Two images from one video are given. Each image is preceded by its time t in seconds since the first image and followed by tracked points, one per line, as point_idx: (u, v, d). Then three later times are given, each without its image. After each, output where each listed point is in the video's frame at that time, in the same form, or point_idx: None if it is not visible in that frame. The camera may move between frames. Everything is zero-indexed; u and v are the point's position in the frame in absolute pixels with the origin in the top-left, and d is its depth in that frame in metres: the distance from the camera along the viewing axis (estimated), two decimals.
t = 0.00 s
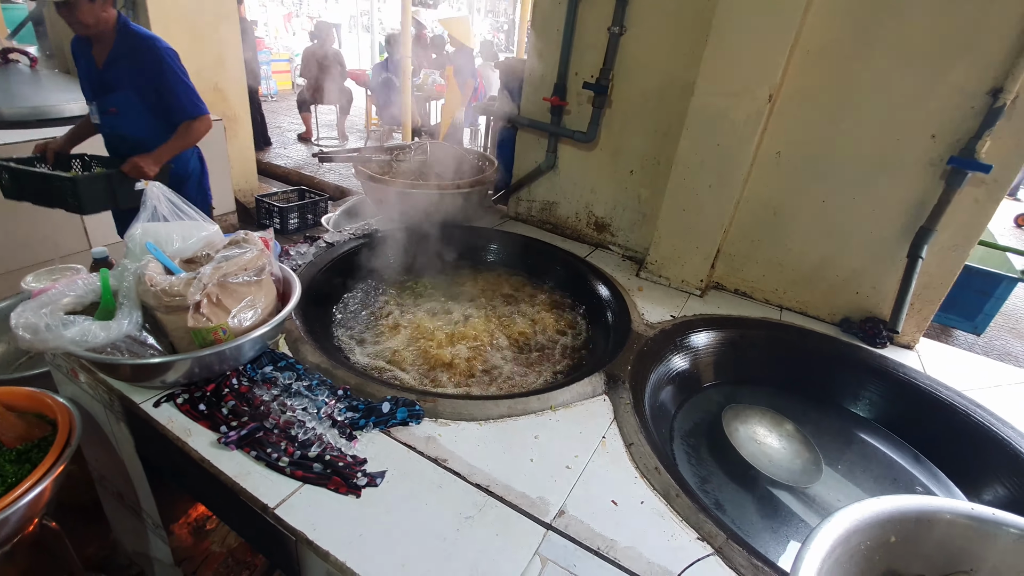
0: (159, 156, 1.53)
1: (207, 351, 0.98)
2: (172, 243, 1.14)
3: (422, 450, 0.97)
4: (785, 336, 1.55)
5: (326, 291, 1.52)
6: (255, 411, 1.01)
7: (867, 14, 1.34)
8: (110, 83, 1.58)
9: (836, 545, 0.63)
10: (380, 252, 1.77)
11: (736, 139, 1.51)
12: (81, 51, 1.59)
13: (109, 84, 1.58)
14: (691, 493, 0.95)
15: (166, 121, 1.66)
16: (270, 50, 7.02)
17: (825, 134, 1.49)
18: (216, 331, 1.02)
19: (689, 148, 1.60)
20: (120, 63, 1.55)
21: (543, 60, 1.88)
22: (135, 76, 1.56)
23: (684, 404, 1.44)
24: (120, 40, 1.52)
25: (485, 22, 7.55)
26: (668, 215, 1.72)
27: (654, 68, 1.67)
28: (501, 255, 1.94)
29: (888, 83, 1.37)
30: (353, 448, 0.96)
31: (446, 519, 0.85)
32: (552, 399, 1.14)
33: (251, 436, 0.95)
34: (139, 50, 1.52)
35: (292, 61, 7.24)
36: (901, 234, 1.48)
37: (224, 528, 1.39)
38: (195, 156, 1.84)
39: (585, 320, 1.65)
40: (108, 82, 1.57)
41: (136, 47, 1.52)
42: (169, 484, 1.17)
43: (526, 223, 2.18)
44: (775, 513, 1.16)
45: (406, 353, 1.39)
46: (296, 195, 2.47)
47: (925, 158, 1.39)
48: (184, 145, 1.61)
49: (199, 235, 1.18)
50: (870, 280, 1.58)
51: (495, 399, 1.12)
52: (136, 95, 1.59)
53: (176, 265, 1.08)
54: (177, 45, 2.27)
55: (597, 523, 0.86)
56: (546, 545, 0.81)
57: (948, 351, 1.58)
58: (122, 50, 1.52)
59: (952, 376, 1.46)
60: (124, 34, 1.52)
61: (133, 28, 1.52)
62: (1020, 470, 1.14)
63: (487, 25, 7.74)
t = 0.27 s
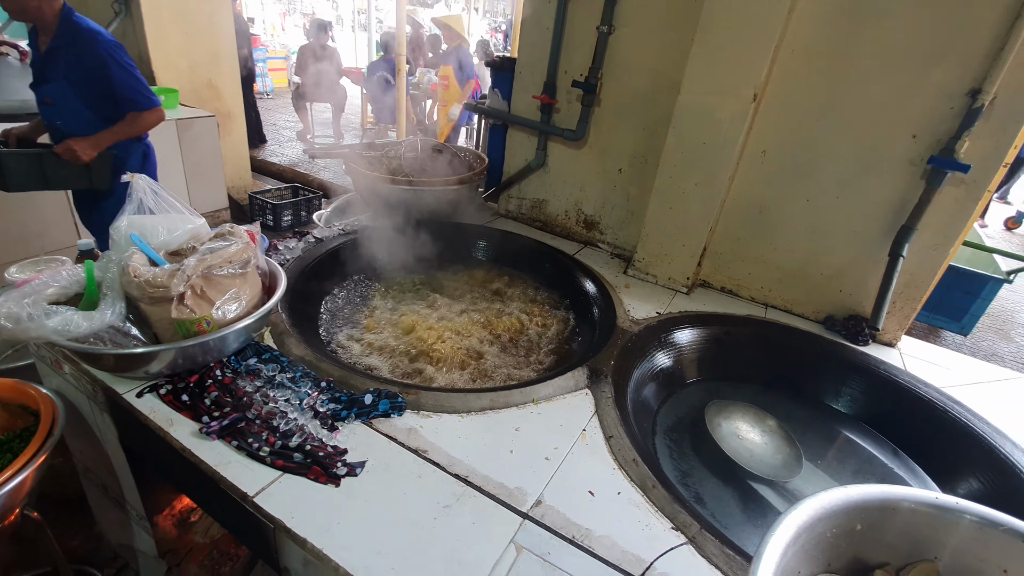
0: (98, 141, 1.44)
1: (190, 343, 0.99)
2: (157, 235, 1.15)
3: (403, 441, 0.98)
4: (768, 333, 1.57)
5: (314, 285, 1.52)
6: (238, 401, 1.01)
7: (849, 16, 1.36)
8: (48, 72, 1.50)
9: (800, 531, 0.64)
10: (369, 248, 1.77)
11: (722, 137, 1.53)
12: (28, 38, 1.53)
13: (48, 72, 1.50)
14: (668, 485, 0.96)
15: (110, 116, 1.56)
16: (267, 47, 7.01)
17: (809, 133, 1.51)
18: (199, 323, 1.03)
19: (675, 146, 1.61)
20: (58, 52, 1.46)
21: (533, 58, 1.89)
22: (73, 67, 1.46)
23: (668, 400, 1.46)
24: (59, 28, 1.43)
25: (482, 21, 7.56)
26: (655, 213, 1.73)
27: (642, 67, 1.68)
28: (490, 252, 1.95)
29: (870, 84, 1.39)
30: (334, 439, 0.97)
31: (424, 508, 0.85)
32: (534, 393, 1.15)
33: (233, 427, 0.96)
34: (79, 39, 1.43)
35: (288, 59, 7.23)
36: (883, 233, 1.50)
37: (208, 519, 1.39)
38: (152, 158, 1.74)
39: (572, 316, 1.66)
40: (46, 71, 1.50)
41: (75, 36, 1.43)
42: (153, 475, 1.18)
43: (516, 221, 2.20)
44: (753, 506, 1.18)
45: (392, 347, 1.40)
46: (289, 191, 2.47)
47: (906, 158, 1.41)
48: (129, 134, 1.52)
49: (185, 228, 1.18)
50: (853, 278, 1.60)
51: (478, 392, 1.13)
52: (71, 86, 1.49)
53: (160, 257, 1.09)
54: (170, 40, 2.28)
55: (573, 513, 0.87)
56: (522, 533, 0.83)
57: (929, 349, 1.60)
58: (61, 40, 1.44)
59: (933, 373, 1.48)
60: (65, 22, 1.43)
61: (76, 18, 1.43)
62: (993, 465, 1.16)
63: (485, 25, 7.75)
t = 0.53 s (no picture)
0: (23, 137, 1.45)
1: (177, 327, 1.00)
2: (150, 220, 1.15)
3: (386, 431, 0.99)
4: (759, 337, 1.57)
5: (308, 276, 1.53)
6: (223, 387, 1.02)
7: (847, 22, 1.36)
8: None
9: (773, 529, 0.64)
10: (365, 241, 1.78)
11: (718, 139, 1.53)
12: None
13: None
14: (648, 482, 0.96)
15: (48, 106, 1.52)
16: (274, 40, 7.05)
17: (805, 138, 1.51)
18: (187, 308, 1.04)
19: (672, 147, 1.62)
20: None
21: (533, 57, 1.90)
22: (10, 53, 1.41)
23: (656, 400, 1.46)
24: None
25: (489, 21, 7.58)
26: (650, 214, 1.74)
27: (640, 68, 1.69)
28: (485, 249, 1.95)
29: (866, 90, 1.39)
30: (317, 426, 0.97)
31: (402, 497, 0.86)
32: (520, 388, 1.16)
33: (217, 411, 0.96)
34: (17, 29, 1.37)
35: (296, 53, 7.27)
36: (877, 240, 1.50)
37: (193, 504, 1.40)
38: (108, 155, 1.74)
39: (564, 314, 1.66)
40: None
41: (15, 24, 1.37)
42: (139, 458, 1.18)
43: (513, 219, 2.20)
44: (736, 507, 1.18)
45: (382, 339, 1.40)
46: (291, 185, 2.48)
47: (901, 165, 1.41)
48: (62, 132, 1.51)
49: (177, 214, 1.19)
50: (846, 284, 1.60)
51: (463, 385, 1.13)
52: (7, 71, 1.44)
53: (152, 241, 1.09)
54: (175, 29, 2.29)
55: (552, 506, 0.88)
56: (499, 525, 0.83)
57: (920, 357, 1.60)
58: None
59: (922, 381, 1.48)
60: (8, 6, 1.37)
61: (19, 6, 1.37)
62: (978, 474, 1.16)
63: (492, 24, 7.76)
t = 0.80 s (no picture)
0: None
1: (179, 320, 1.00)
2: (155, 213, 1.15)
3: (385, 427, 0.98)
4: (768, 338, 1.54)
5: (313, 271, 1.53)
6: (224, 380, 1.02)
7: (861, 17, 1.33)
8: None
9: (777, 536, 0.62)
10: (371, 237, 1.78)
11: (727, 137, 1.50)
12: None
13: None
14: (651, 484, 0.94)
15: None
16: (287, 38, 7.09)
17: (817, 136, 1.48)
18: (190, 301, 1.04)
19: (680, 145, 1.59)
20: None
21: (541, 53, 1.88)
22: None
23: (661, 401, 1.44)
24: None
25: (500, 18, 7.56)
26: (658, 212, 1.71)
27: (649, 64, 1.66)
28: (491, 246, 1.94)
29: (880, 87, 1.36)
30: (317, 422, 0.96)
31: (400, 495, 0.85)
32: (523, 386, 1.14)
33: (217, 405, 0.96)
34: None
35: (308, 50, 7.30)
36: (891, 240, 1.46)
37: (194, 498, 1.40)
38: (60, 141, 1.71)
39: (569, 313, 1.65)
40: None
41: None
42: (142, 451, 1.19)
43: (520, 216, 2.19)
44: (741, 512, 1.16)
45: (386, 335, 1.40)
46: (300, 182, 2.48)
47: (916, 163, 1.37)
48: None
49: (182, 207, 1.19)
50: (858, 285, 1.56)
51: (465, 383, 1.12)
52: None
53: (155, 234, 1.09)
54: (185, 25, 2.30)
55: (552, 507, 0.86)
56: (497, 525, 0.81)
57: (934, 361, 1.56)
58: None
59: (936, 386, 1.44)
60: None
61: None
62: (993, 482, 1.12)
63: (503, 21, 7.75)
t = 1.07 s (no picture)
0: None
1: (177, 326, 0.95)
2: (150, 215, 1.11)
3: (393, 437, 0.94)
4: (783, 339, 1.50)
5: (315, 273, 1.49)
6: (225, 389, 0.97)
7: (880, 7, 1.28)
8: None
9: (815, 559, 0.59)
10: (374, 237, 1.74)
11: (741, 132, 1.46)
12: None
13: None
14: (670, 496, 0.90)
15: None
16: (286, 34, 7.02)
17: (833, 131, 1.44)
18: (188, 306, 1.00)
19: (691, 141, 1.54)
20: None
21: (546, 47, 1.83)
22: None
23: (674, 405, 1.40)
24: None
25: (501, 13, 7.49)
26: (668, 210, 1.67)
27: (659, 58, 1.61)
28: (497, 246, 1.90)
29: (900, 80, 1.31)
30: (321, 432, 0.92)
31: (410, 510, 0.81)
32: (534, 392, 1.10)
33: (217, 415, 0.92)
34: None
35: (307, 47, 7.24)
36: (909, 238, 1.42)
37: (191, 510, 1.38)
38: None
39: (578, 315, 1.60)
40: None
41: None
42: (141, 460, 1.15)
43: (525, 215, 2.14)
44: (759, 521, 1.12)
45: (390, 339, 1.35)
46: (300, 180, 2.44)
47: (936, 159, 1.33)
48: None
49: (179, 208, 1.14)
50: (875, 285, 1.52)
51: (474, 389, 1.08)
52: None
53: (152, 236, 1.05)
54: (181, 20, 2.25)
55: (568, 522, 0.82)
56: (512, 542, 0.78)
57: (954, 363, 1.52)
58: None
59: (957, 388, 1.40)
60: None
61: None
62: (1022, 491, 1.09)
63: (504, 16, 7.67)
